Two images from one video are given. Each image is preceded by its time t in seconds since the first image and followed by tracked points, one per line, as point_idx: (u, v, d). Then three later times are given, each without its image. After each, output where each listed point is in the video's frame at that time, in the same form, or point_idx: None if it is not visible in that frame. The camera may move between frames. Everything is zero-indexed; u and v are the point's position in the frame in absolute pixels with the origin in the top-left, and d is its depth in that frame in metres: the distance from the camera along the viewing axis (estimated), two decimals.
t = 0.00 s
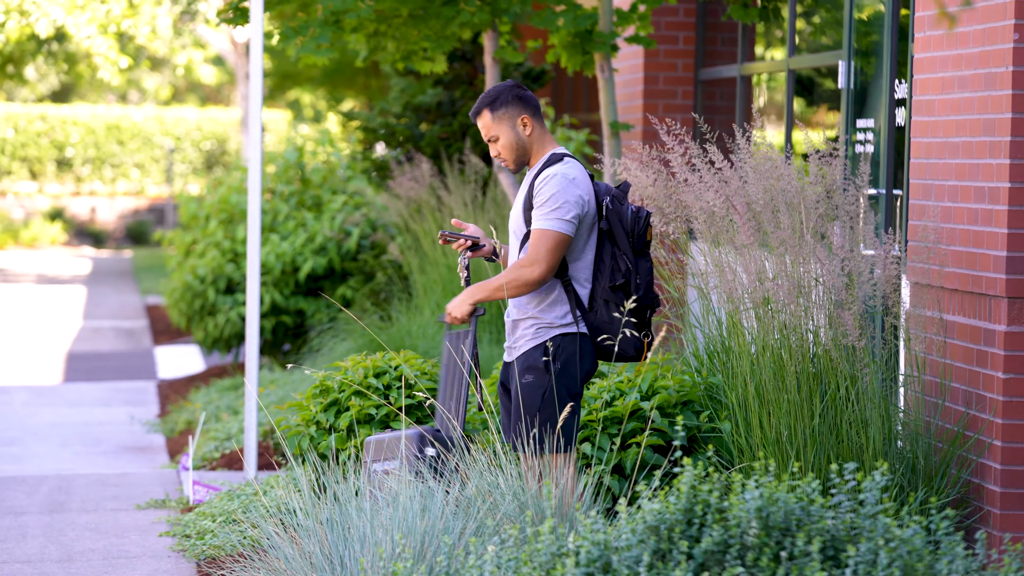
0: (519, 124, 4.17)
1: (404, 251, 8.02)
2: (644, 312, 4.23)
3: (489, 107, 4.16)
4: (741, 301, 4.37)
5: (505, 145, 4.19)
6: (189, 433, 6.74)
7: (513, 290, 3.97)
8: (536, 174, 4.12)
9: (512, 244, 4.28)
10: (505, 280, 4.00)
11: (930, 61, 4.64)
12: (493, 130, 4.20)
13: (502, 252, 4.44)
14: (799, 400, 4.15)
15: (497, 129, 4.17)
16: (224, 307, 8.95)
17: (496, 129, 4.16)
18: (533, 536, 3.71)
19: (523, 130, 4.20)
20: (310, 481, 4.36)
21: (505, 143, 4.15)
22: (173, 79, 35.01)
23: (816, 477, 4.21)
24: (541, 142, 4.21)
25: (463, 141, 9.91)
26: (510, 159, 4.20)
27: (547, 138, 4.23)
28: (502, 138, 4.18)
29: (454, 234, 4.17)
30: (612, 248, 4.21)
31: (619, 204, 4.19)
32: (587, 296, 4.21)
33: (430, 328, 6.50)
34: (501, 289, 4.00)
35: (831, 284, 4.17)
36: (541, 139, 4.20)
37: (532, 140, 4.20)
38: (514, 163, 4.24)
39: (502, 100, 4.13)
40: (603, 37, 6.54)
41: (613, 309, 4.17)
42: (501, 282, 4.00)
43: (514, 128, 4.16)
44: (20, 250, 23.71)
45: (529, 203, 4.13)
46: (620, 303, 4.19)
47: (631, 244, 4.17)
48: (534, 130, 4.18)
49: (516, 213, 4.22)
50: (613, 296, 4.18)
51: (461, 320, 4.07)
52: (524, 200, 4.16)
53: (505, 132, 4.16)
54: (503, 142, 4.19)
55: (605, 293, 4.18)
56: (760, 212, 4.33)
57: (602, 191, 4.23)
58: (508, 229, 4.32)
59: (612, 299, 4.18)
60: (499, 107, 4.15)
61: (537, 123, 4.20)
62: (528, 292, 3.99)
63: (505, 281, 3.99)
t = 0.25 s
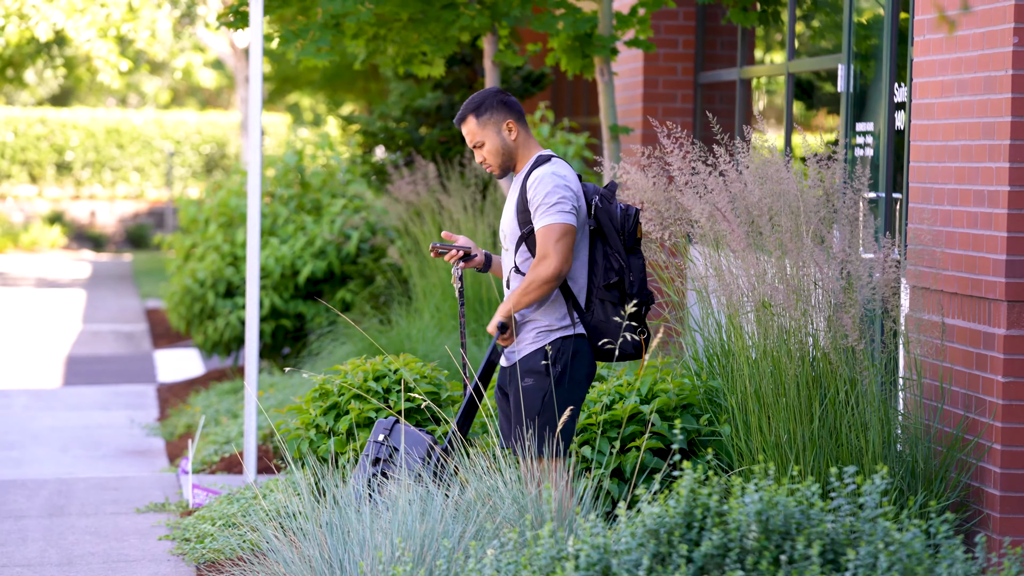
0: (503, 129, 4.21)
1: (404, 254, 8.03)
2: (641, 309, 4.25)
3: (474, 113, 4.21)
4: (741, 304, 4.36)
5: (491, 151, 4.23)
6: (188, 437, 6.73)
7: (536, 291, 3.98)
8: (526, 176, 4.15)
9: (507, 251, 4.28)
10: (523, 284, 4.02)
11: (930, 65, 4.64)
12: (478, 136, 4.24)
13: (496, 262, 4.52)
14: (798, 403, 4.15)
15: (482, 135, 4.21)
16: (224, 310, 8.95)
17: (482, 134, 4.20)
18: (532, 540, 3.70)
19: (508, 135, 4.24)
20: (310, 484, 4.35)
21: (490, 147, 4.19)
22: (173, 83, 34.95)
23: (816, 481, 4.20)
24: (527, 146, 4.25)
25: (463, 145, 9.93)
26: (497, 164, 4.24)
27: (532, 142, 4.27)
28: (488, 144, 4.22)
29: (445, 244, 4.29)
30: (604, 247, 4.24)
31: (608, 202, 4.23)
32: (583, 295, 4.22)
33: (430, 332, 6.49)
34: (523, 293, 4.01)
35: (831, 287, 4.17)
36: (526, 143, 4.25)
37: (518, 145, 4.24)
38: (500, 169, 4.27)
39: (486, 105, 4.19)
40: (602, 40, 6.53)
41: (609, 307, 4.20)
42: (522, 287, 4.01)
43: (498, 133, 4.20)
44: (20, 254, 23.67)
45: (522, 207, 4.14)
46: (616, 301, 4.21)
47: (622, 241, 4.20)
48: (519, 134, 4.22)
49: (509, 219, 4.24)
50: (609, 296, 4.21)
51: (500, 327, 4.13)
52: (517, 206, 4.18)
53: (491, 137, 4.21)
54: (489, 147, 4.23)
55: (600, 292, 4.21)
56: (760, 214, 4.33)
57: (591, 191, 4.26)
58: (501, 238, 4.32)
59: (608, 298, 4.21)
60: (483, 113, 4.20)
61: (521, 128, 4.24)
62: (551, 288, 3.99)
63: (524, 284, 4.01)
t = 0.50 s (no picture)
0: (492, 135, 4.21)
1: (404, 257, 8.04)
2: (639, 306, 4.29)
3: (463, 119, 4.21)
4: (740, 306, 4.35)
5: (479, 156, 4.23)
6: (187, 441, 6.72)
7: (532, 296, 3.98)
8: (518, 180, 4.15)
9: (502, 255, 4.30)
10: (520, 294, 4.03)
11: (929, 68, 4.64)
12: (467, 142, 4.25)
13: (490, 270, 4.50)
14: (797, 406, 4.16)
15: (471, 140, 4.21)
16: (222, 313, 8.95)
17: (470, 140, 4.20)
18: (532, 543, 3.71)
19: (496, 141, 4.24)
20: (310, 487, 4.35)
21: (479, 153, 4.20)
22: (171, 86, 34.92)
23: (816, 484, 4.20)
24: (516, 151, 4.24)
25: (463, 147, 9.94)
26: (486, 169, 4.24)
27: (521, 147, 4.27)
28: (476, 149, 4.22)
29: (439, 256, 4.27)
30: (601, 246, 4.27)
31: (601, 200, 4.27)
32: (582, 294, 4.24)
33: (429, 335, 6.49)
34: (522, 303, 4.02)
35: (830, 289, 4.17)
36: (515, 149, 4.24)
37: (506, 150, 4.24)
38: (488, 175, 4.27)
39: (474, 111, 4.19)
40: (602, 43, 6.57)
41: (609, 305, 4.22)
42: (519, 297, 4.02)
43: (486, 138, 4.21)
44: (18, 256, 23.65)
45: (515, 211, 4.13)
46: (615, 299, 4.23)
47: (618, 239, 4.24)
48: (507, 140, 4.22)
49: (502, 223, 4.24)
50: (607, 293, 4.23)
51: (500, 347, 4.15)
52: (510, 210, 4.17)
53: (479, 143, 4.21)
54: (477, 153, 4.23)
55: (599, 290, 4.23)
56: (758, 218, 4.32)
57: (583, 191, 4.29)
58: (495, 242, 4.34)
59: (606, 296, 4.23)
60: (472, 118, 4.21)
61: (510, 134, 4.24)
62: (547, 291, 4.00)
63: (521, 294, 4.02)
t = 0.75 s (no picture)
0: (495, 133, 4.21)
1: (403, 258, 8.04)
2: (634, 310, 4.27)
3: (467, 114, 4.21)
4: (739, 308, 4.34)
5: (480, 153, 4.23)
6: (186, 442, 6.72)
7: (527, 296, 3.99)
8: (518, 179, 4.15)
9: (499, 253, 4.30)
10: (514, 293, 4.02)
11: (929, 69, 4.64)
12: (469, 138, 4.25)
13: (487, 269, 4.49)
14: (796, 407, 4.16)
15: (473, 136, 4.21)
16: (221, 314, 8.94)
17: (472, 136, 4.20)
18: (531, 544, 3.71)
19: (499, 139, 4.24)
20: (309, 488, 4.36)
21: (480, 151, 4.20)
22: (169, 86, 34.88)
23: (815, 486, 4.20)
24: (517, 151, 4.24)
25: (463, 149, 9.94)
26: (485, 167, 4.23)
27: (523, 147, 4.26)
28: (477, 146, 4.22)
29: (435, 255, 4.26)
30: (597, 249, 4.25)
31: (599, 203, 4.25)
32: (576, 296, 4.25)
33: (429, 336, 6.49)
34: (515, 302, 4.01)
35: (830, 290, 4.17)
36: (517, 149, 4.24)
37: (508, 150, 4.23)
38: (488, 172, 4.27)
39: (479, 107, 4.18)
40: (601, 45, 6.53)
41: (603, 308, 4.21)
42: (513, 296, 4.02)
43: (489, 136, 4.20)
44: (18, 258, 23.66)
45: (512, 211, 4.13)
46: (609, 303, 4.22)
47: (614, 243, 4.21)
48: (510, 140, 4.22)
49: (500, 221, 4.25)
50: (602, 297, 4.22)
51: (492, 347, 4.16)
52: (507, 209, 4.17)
53: (481, 140, 4.21)
54: (479, 150, 4.23)
55: (594, 294, 4.23)
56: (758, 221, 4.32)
57: (581, 193, 4.28)
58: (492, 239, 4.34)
59: (601, 300, 4.22)
60: (476, 115, 4.20)
61: (514, 134, 4.24)
62: (541, 292, 4.00)
63: (515, 294, 4.01)
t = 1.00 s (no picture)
0: (499, 132, 4.21)
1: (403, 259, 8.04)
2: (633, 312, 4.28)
3: (473, 112, 4.21)
4: (739, 309, 4.34)
5: (483, 151, 4.23)
6: (186, 442, 6.72)
7: (536, 295, 3.99)
8: (523, 180, 4.15)
9: (499, 254, 4.28)
10: (521, 292, 4.02)
11: (928, 70, 4.63)
12: (473, 136, 4.24)
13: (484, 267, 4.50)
14: (795, 408, 4.16)
15: (477, 134, 4.21)
16: (220, 315, 8.94)
17: (476, 134, 4.20)
18: (530, 544, 3.71)
19: (503, 139, 4.24)
20: (309, 489, 4.36)
21: (483, 149, 4.20)
22: (169, 87, 34.90)
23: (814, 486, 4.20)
24: (521, 151, 4.25)
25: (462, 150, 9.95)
26: (488, 165, 4.24)
27: (527, 148, 4.26)
28: (481, 144, 4.22)
29: (433, 249, 4.31)
30: (600, 251, 4.27)
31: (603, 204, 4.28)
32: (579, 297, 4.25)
33: (428, 337, 6.50)
34: (521, 301, 4.01)
35: (829, 291, 4.17)
36: (520, 150, 4.24)
37: (512, 149, 4.24)
38: (490, 171, 4.27)
39: (485, 106, 4.18)
40: (600, 45, 6.52)
41: (604, 309, 4.23)
42: (519, 295, 4.01)
43: (493, 135, 4.20)
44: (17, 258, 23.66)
45: (518, 209, 4.13)
46: (610, 304, 4.24)
47: (618, 245, 4.24)
48: (514, 140, 4.22)
49: (503, 221, 4.23)
50: (604, 298, 4.24)
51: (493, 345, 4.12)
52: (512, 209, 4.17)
53: (485, 138, 4.21)
54: (482, 148, 4.23)
55: (596, 294, 4.24)
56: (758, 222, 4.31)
57: (586, 194, 4.31)
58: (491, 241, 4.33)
59: (602, 301, 4.24)
60: (482, 113, 4.20)
61: (518, 135, 4.24)
62: (549, 293, 4.01)
63: (523, 292, 4.01)
